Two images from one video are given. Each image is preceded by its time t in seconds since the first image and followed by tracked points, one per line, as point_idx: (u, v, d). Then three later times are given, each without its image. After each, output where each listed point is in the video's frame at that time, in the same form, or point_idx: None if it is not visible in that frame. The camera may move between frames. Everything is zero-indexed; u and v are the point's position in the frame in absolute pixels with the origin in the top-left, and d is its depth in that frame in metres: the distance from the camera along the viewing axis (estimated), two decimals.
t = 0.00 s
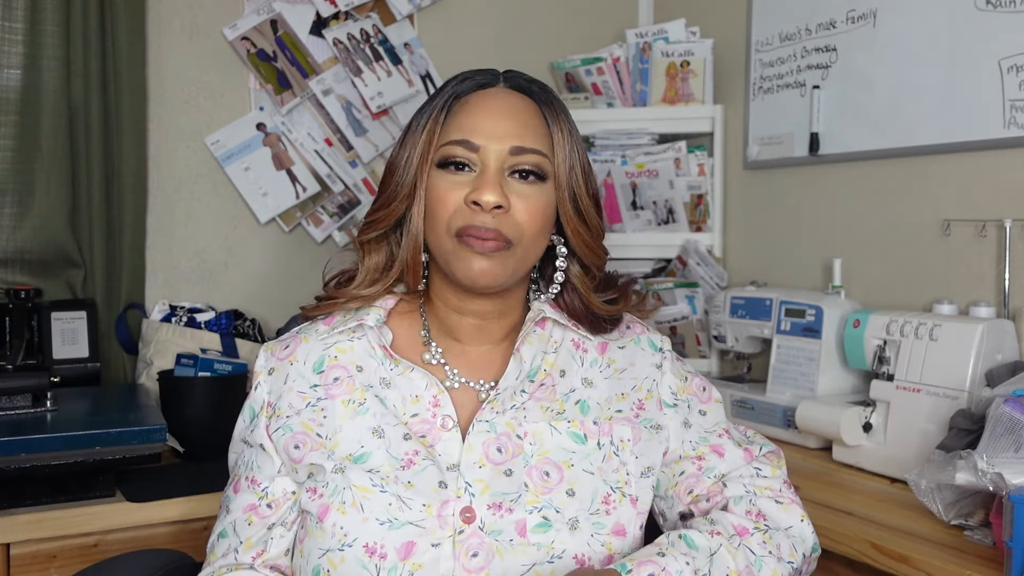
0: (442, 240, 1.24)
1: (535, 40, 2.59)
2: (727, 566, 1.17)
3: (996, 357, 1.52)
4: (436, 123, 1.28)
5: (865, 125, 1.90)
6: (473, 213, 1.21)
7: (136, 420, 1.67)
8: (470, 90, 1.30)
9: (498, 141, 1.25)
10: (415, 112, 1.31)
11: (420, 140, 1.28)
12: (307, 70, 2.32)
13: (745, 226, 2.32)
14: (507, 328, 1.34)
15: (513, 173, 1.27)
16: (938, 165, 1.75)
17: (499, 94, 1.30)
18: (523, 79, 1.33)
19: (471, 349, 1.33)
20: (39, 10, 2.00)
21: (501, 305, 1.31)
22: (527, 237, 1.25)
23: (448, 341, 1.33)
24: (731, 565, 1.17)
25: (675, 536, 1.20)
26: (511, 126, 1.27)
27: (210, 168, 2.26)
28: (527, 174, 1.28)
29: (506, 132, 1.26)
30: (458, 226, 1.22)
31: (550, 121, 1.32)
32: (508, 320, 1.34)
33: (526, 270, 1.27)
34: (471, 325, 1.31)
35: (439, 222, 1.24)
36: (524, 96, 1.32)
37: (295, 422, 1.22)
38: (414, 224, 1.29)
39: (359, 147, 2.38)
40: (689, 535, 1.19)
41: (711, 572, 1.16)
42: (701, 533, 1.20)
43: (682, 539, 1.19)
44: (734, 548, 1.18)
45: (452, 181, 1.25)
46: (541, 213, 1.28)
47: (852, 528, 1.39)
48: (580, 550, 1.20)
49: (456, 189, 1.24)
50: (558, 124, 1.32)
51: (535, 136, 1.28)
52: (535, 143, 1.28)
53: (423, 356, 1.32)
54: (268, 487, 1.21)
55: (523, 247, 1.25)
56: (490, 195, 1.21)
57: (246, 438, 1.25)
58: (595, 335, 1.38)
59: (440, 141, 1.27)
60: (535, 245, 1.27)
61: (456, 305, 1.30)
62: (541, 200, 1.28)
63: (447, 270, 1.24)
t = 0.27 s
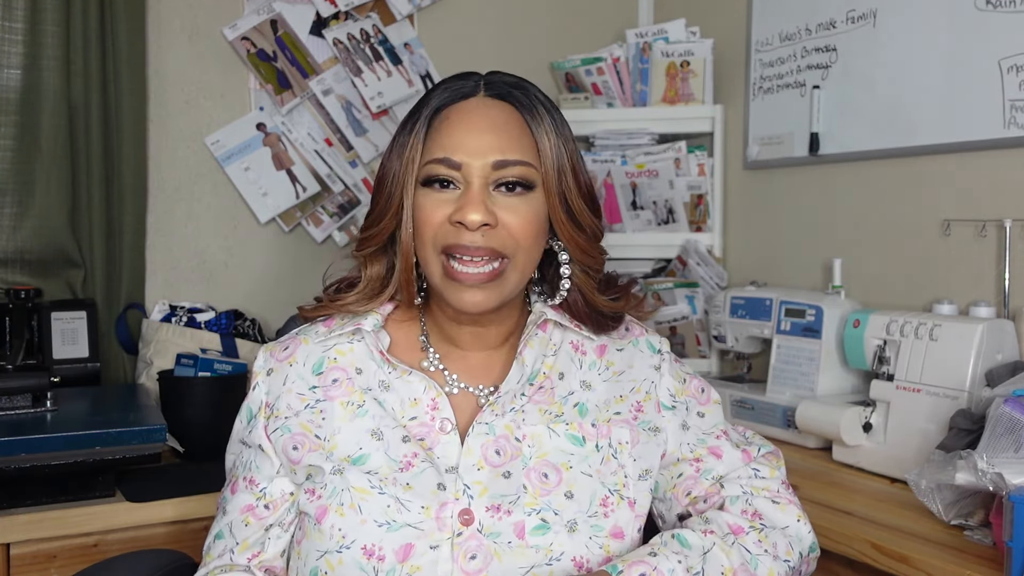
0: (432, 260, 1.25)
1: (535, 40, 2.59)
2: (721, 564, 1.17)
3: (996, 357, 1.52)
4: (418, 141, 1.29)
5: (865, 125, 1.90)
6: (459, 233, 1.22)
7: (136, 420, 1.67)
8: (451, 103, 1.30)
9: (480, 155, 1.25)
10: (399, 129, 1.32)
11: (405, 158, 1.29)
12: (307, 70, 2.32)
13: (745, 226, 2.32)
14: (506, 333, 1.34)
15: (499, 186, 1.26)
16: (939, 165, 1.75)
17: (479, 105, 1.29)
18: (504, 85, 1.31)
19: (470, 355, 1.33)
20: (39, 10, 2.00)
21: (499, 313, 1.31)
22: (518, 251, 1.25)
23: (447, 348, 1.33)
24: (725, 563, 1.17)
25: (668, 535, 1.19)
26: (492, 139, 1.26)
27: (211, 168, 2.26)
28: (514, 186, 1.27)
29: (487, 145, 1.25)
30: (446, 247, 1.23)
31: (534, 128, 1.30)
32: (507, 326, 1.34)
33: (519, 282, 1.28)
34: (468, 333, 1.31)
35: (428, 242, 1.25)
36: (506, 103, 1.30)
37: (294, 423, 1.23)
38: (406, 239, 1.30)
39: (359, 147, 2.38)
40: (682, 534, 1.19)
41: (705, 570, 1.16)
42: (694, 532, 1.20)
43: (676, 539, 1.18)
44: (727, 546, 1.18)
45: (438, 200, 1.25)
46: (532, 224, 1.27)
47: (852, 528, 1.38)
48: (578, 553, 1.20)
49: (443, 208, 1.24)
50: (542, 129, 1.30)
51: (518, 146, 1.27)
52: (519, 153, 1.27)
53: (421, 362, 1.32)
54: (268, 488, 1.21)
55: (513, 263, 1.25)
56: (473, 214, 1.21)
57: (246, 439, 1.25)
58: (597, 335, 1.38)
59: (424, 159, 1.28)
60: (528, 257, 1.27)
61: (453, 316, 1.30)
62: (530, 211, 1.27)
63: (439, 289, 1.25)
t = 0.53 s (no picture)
0: (436, 260, 1.24)
1: (535, 40, 2.59)
2: (711, 561, 1.17)
3: (996, 357, 1.52)
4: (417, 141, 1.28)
5: (865, 125, 1.90)
6: (466, 232, 1.21)
7: (136, 420, 1.67)
8: (450, 103, 1.29)
9: (484, 154, 1.25)
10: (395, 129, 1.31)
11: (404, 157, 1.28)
12: (307, 70, 2.32)
13: (745, 226, 2.31)
14: (501, 333, 1.34)
15: (502, 185, 1.26)
16: (939, 165, 1.75)
17: (479, 105, 1.29)
18: (503, 84, 1.31)
19: (465, 356, 1.33)
20: (39, 10, 2.00)
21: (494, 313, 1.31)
22: (523, 250, 1.25)
23: (441, 348, 1.33)
24: (715, 559, 1.17)
25: (658, 535, 1.21)
26: (495, 138, 1.26)
27: (210, 169, 2.26)
28: (516, 186, 1.27)
29: (490, 144, 1.25)
30: (452, 246, 1.22)
31: (534, 128, 1.31)
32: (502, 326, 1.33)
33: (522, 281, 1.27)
34: (463, 333, 1.31)
35: (432, 241, 1.24)
36: (505, 103, 1.30)
37: (287, 428, 1.23)
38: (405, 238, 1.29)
39: (359, 147, 2.38)
40: (671, 533, 1.20)
41: (695, 566, 1.17)
42: (684, 531, 1.21)
43: (665, 538, 1.20)
44: (716, 543, 1.19)
45: (441, 199, 1.25)
46: (534, 224, 1.27)
47: (852, 528, 1.38)
48: (571, 552, 1.20)
49: (447, 208, 1.24)
50: (542, 129, 1.31)
51: (520, 145, 1.27)
52: (521, 152, 1.27)
53: (413, 363, 1.32)
54: (262, 491, 1.22)
55: (518, 262, 1.24)
56: (480, 213, 1.20)
57: (239, 442, 1.25)
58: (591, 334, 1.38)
59: (424, 159, 1.27)
60: (531, 256, 1.27)
61: (450, 315, 1.30)
62: (532, 210, 1.27)
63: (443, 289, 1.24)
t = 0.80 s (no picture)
0: (435, 237, 1.24)
1: (535, 40, 2.59)
2: (716, 546, 1.16)
3: (996, 357, 1.52)
4: (418, 127, 1.30)
5: (865, 125, 1.90)
6: (464, 206, 1.22)
7: (136, 420, 1.67)
8: (451, 95, 1.32)
9: (482, 137, 1.26)
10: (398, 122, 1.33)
11: (404, 145, 1.30)
12: (307, 70, 2.32)
13: (746, 226, 2.32)
14: (497, 331, 1.34)
15: (500, 167, 1.27)
16: (939, 165, 1.75)
17: (478, 95, 1.32)
18: (503, 81, 1.35)
19: (461, 353, 1.32)
20: (39, 10, 2.00)
21: (490, 306, 1.30)
22: (520, 229, 1.25)
23: (439, 346, 1.32)
24: (720, 544, 1.17)
25: (665, 519, 1.20)
26: (495, 121, 1.28)
27: (210, 168, 2.26)
28: (514, 169, 1.28)
29: (489, 128, 1.27)
30: (450, 222, 1.22)
31: (531, 119, 1.33)
32: (499, 323, 1.33)
33: (520, 262, 1.27)
34: (460, 328, 1.31)
35: (430, 218, 1.24)
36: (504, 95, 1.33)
37: (285, 422, 1.23)
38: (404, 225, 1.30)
39: (359, 147, 2.38)
40: (677, 517, 1.19)
41: (701, 550, 1.15)
42: (689, 516, 1.20)
43: (672, 522, 1.19)
44: (721, 527, 1.18)
45: (440, 177, 1.25)
46: (531, 206, 1.27)
47: (852, 527, 1.39)
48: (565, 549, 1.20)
49: (445, 185, 1.25)
50: (539, 120, 1.33)
51: (518, 131, 1.29)
52: (520, 137, 1.29)
53: (412, 362, 1.32)
54: (257, 483, 1.23)
55: (516, 240, 1.24)
56: (478, 188, 1.21)
57: (237, 436, 1.27)
58: (588, 334, 1.38)
59: (424, 143, 1.29)
60: (528, 238, 1.27)
61: (447, 307, 1.29)
62: (530, 192, 1.28)
63: (440, 266, 1.24)
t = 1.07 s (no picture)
0: (425, 236, 1.24)
1: (535, 40, 2.59)
2: (721, 490, 1.15)
3: (996, 357, 1.52)
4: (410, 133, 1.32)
5: (865, 125, 1.90)
6: (454, 206, 1.23)
7: (136, 420, 1.67)
8: (441, 101, 1.34)
9: (472, 139, 1.28)
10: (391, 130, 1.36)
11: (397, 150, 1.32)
12: (307, 70, 2.32)
13: (746, 226, 2.31)
14: (491, 332, 1.34)
15: (490, 168, 1.28)
16: (939, 165, 1.75)
17: (469, 100, 1.33)
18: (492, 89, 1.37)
19: (458, 352, 1.32)
20: (39, 10, 2.00)
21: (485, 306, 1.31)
22: (510, 227, 1.25)
23: (435, 346, 1.33)
24: (725, 489, 1.15)
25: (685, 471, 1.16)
26: (484, 125, 1.29)
27: (210, 169, 2.26)
28: (503, 170, 1.29)
29: (479, 130, 1.29)
30: (440, 221, 1.23)
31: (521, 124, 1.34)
32: (492, 325, 1.33)
33: (511, 263, 1.27)
34: (456, 329, 1.31)
35: (421, 219, 1.25)
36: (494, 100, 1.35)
37: (286, 411, 1.26)
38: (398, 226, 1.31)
39: (359, 147, 2.38)
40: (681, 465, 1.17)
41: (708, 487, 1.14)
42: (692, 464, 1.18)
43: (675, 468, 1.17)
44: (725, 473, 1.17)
45: (431, 179, 1.26)
46: (521, 206, 1.28)
47: (852, 528, 1.39)
48: (561, 537, 1.18)
49: (435, 186, 1.25)
50: (528, 126, 1.34)
51: (508, 134, 1.30)
52: (509, 140, 1.30)
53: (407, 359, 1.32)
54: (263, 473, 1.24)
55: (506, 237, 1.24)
56: (468, 186, 1.22)
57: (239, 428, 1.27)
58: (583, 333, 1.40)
59: (415, 147, 1.30)
60: (518, 239, 1.27)
61: (442, 308, 1.30)
62: (519, 193, 1.28)
63: (431, 266, 1.24)
